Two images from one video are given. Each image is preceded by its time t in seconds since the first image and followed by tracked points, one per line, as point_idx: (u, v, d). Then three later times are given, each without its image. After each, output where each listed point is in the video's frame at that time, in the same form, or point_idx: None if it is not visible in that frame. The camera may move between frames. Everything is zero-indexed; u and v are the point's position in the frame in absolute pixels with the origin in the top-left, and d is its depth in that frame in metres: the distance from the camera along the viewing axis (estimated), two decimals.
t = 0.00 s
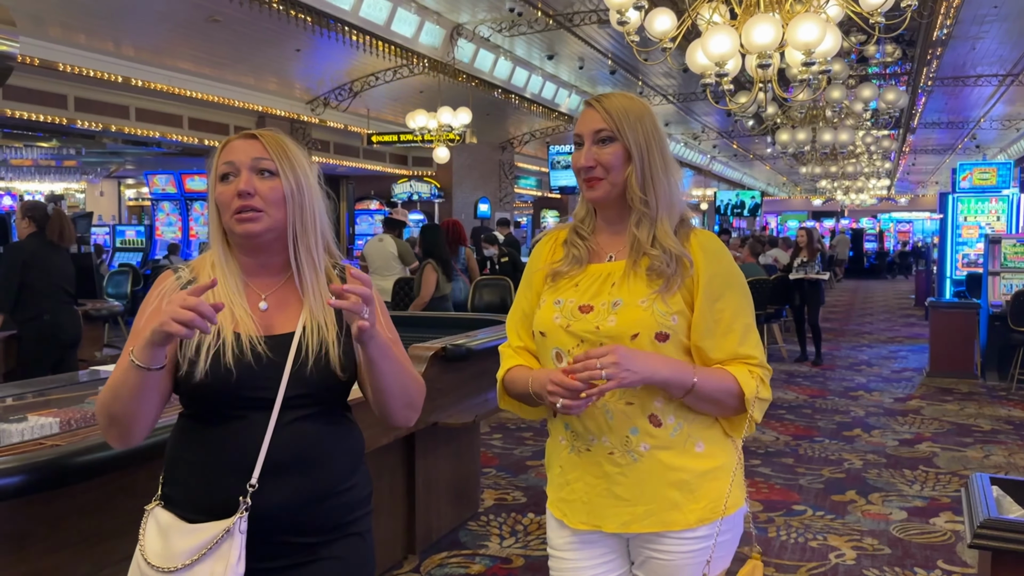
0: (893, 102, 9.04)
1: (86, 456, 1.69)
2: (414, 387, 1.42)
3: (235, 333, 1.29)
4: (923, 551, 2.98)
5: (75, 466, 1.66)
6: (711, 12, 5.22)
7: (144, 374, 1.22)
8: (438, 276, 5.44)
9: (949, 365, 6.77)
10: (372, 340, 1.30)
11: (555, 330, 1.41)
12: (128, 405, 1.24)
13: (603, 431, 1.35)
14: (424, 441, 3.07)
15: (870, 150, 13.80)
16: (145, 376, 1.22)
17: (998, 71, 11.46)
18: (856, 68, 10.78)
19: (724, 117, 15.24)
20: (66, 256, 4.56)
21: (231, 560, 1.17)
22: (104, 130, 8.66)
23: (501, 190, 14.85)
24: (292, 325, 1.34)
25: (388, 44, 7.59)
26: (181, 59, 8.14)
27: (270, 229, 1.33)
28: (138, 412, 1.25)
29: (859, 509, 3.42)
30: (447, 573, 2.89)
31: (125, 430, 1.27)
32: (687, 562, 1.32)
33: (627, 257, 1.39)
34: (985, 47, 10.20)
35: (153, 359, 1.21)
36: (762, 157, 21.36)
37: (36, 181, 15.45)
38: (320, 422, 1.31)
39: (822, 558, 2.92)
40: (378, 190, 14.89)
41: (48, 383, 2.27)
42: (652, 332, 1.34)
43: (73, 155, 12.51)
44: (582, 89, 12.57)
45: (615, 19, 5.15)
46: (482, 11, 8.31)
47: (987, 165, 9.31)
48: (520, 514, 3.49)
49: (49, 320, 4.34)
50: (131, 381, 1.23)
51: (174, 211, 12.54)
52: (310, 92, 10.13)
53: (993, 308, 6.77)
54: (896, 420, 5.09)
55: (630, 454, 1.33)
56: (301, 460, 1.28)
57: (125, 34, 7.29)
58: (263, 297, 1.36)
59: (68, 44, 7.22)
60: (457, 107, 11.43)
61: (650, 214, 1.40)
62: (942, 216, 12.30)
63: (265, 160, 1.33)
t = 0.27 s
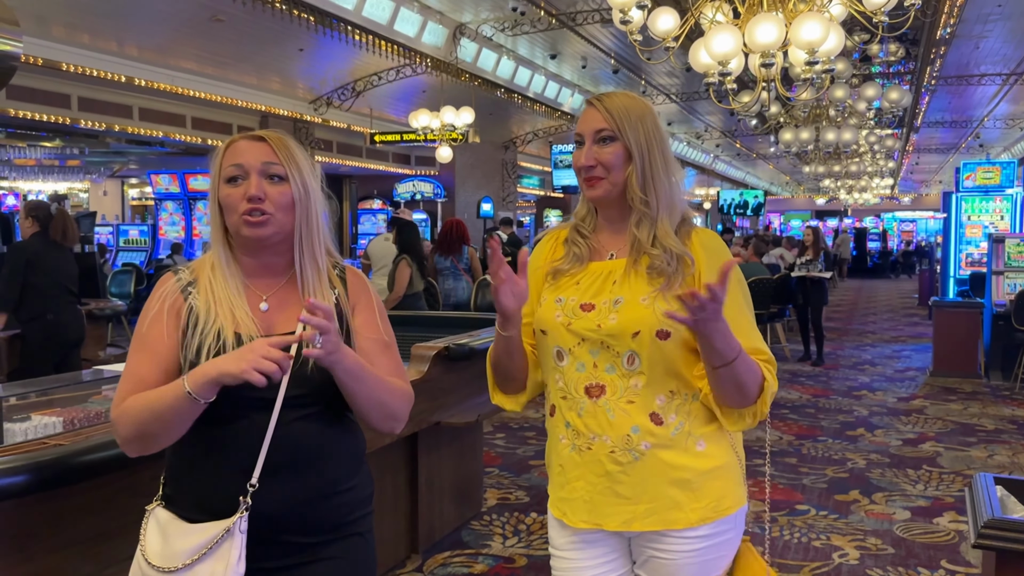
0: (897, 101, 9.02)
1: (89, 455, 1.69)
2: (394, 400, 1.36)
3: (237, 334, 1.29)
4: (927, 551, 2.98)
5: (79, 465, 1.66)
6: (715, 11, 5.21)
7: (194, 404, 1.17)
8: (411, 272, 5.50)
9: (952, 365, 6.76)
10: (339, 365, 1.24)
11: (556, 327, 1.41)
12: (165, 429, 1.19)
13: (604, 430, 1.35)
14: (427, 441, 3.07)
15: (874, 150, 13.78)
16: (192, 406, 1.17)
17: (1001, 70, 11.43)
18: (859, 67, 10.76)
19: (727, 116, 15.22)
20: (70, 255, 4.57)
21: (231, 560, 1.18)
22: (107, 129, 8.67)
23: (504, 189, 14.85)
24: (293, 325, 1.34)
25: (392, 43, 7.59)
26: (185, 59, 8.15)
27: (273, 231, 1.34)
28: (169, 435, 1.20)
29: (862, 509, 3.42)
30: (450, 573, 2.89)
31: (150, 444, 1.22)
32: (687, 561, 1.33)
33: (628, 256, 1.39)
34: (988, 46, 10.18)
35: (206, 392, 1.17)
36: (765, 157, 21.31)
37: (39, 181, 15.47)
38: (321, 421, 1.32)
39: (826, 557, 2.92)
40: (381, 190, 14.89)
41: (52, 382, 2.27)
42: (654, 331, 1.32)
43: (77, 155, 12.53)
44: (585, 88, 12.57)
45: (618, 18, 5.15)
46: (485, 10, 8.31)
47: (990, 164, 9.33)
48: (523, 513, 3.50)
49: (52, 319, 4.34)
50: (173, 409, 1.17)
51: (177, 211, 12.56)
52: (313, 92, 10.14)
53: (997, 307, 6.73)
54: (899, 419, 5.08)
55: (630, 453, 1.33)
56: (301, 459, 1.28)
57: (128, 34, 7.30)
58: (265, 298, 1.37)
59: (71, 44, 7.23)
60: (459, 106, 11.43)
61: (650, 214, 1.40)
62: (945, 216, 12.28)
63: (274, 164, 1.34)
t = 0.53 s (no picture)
0: (900, 100, 9.00)
1: (92, 454, 1.70)
2: (411, 391, 1.43)
3: (237, 332, 1.29)
4: (930, 550, 2.97)
5: (81, 463, 1.66)
6: (717, 9, 5.20)
7: (151, 361, 1.21)
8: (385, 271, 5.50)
9: (956, 364, 6.75)
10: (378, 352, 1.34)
11: (555, 326, 1.41)
12: (131, 395, 1.24)
13: (604, 428, 1.35)
14: (429, 440, 3.07)
15: (877, 148, 13.75)
16: (151, 364, 1.22)
17: (1004, 68, 11.40)
18: (862, 66, 10.74)
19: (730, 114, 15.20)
20: (73, 254, 4.58)
21: (233, 558, 1.18)
22: (110, 128, 8.68)
23: (507, 188, 14.85)
24: (293, 324, 1.34)
25: (394, 42, 7.58)
26: (187, 58, 8.16)
27: (271, 230, 1.34)
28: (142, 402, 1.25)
29: (865, 508, 3.42)
30: (452, 572, 2.89)
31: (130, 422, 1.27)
32: (688, 561, 1.32)
33: (627, 254, 1.39)
34: (991, 45, 10.16)
35: (157, 345, 1.21)
36: (768, 155, 21.28)
37: (42, 181, 15.50)
38: (322, 421, 1.32)
39: (828, 556, 2.92)
40: (383, 189, 14.89)
41: (55, 381, 2.27)
42: (653, 329, 1.32)
43: (80, 154, 12.54)
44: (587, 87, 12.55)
45: (620, 17, 5.14)
46: (487, 9, 8.31)
47: (994, 162, 9.29)
48: (525, 512, 3.50)
49: (55, 318, 4.36)
50: (137, 369, 1.22)
51: (180, 210, 12.57)
52: (316, 91, 10.14)
53: (1000, 306, 6.69)
54: (902, 418, 5.07)
55: (630, 451, 1.33)
56: (302, 458, 1.29)
57: (131, 33, 7.31)
58: (264, 297, 1.37)
59: (74, 43, 7.24)
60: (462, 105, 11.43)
61: (649, 212, 1.39)
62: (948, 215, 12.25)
63: (273, 163, 1.33)
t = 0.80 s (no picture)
0: (903, 98, 8.98)
1: (94, 452, 1.70)
2: (401, 396, 1.41)
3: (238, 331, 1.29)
4: (933, 549, 2.97)
5: (83, 462, 1.67)
6: (720, 8, 5.19)
7: (182, 391, 1.17)
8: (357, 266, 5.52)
9: (959, 363, 6.74)
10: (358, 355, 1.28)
11: (557, 324, 1.41)
12: (159, 418, 1.19)
13: (606, 426, 1.35)
14: (431, 439, 3.07)
15: (880, 147, 13.72)
16: (181, 394, 1.17)
17: (1008, 67, 11.38)
18: (865, 64, 10.71)
19: (733, 113, 15.17)
20: (76, 253, 4.59)
21: (233, 558, 1.18)
22: (113, 127, 8.69)
23: (509, 186, 14.85)
24: (293, 323, 1.34)
25: (396, 41, 7.58)
26: (190, 57, 8.18)
27: (271, 229, 1.34)
28: (165, 426, 1.20)
29: (867, 507, 3.41)
30: (454, 571, 2.90)
31: (149, 437, 1.22)
32: (692, 560, 1.32)
33: (628, 252, 1.39)
34: (995, 43, 10.13)
35: (192, 377, 1.16)
36: (770, 154, 21.24)
37: (45, 180, 15.52)
38: (323, 420, 1.32)
39: (831, 555, 2.91)
40: (386, 188, 14.90)
41: (57, 379, 2.27)
42: (654, 327, 1.32)
43: (83, 153, 12.56)
44: (590, 85, 12.54)
45: (623, 15, 5.13)
46: (489, 8, 8.31)
47: (998, 161, 9.20)
48: (528, 511, 3.50)
49: (58, 316, 4.37)
50: (165, 400, 1.17)
51: (182, 209, 12.60)
52: (318, 90, 10.14)
53: (1003, 305, 6.68)
54: (905, 417, 5.07)
55: (632, 450, 1.32)
56: (303, 457, 1.29)
57: (134, 32, 7.32)
58: (265, 296, 1.37)
59: (77, 42, 7.26)
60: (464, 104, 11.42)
61: (652, 210, 1.39)
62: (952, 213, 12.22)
63: (272, 161, 1.33)
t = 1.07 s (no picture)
0: (906, 97, 8.95)
1: (96, 452, 1.70)
2: (404, 396, 1.40)
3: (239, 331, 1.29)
4: (935, 548, 2.96)
5: (84, 461, 1.67)
6: (722, 6, 5.18)
7: (179, 386, 1.16)
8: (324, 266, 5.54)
9: (962, 362, 6.72)
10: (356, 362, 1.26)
11: (559, 323, 1.41)
12: (157, 414, 1.19)
13: (608, 427, 1.34)
14: (433, 438, 3.07)
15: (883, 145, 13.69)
16: (178, 388, 1.16)
17: (1011, 65, 11.34)
18: (867, 63, 10.69)
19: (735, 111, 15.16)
20: (78, 253, 4.59)
21: (233, 559, 1.18)
22: (115, 127, 8.71)
23: (511, 185, 14.84)
24: (295, 322, 1.34)
25: (399, 40, 7.58)
26: (192, 57, 8.19)
27: (273, 228, 1.33)
28: (161, 420, 1.20)
29: (870, 506, 3.41)
30: (456, 570, 2.89)
31: (149, 434, 1.23)
32: (694, 562, 1.32)
33: (631, 251, 1.38)
34: (998, 41, 10.11)
35: (190, 372, 1.15)
36: (773, 152, 21.20)
37: (48, 179, 15.53)
38: (323, 420, 1.32)
39: (833, 555, 2.91)
40: (388, 187, 14.89)
41: (59, 379, 2.27)
42: (657, 327, 1.32)
43: (85, 152, 12.58)
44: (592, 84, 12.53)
45: (625, 14, 5.13)
46: (491, 6, 8.31)
47: (1001, 159, 9.14)
48: (530, 510, 3.49)
49: (60, 316, 4.37)
50: (162, 394, 1.17)
51: (185, 208, 12.62)
52: (320, 89, 10.14)
53: (1006, 304, 6.68)
54: (908, 416, 5.06)
55: (634, 450, 1.32)
56: (303, 457, 1.29)
57: (136, 31, 7.32)
58: (267, 295, 1.37)
59: (79, 42, 7.27)
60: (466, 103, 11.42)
61: (654, 209, 1.39)
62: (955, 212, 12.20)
63: (276, 159, 1.33)
